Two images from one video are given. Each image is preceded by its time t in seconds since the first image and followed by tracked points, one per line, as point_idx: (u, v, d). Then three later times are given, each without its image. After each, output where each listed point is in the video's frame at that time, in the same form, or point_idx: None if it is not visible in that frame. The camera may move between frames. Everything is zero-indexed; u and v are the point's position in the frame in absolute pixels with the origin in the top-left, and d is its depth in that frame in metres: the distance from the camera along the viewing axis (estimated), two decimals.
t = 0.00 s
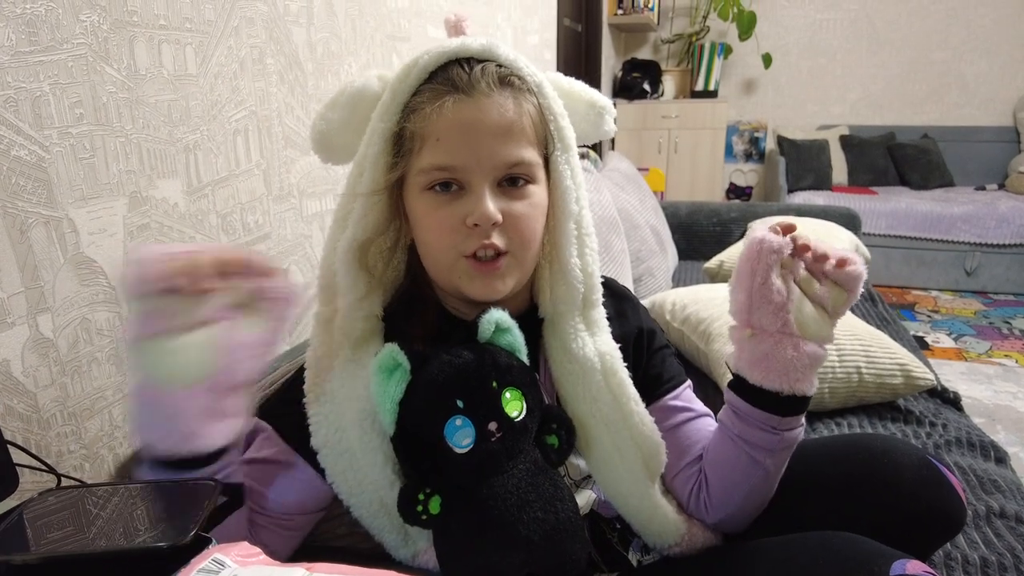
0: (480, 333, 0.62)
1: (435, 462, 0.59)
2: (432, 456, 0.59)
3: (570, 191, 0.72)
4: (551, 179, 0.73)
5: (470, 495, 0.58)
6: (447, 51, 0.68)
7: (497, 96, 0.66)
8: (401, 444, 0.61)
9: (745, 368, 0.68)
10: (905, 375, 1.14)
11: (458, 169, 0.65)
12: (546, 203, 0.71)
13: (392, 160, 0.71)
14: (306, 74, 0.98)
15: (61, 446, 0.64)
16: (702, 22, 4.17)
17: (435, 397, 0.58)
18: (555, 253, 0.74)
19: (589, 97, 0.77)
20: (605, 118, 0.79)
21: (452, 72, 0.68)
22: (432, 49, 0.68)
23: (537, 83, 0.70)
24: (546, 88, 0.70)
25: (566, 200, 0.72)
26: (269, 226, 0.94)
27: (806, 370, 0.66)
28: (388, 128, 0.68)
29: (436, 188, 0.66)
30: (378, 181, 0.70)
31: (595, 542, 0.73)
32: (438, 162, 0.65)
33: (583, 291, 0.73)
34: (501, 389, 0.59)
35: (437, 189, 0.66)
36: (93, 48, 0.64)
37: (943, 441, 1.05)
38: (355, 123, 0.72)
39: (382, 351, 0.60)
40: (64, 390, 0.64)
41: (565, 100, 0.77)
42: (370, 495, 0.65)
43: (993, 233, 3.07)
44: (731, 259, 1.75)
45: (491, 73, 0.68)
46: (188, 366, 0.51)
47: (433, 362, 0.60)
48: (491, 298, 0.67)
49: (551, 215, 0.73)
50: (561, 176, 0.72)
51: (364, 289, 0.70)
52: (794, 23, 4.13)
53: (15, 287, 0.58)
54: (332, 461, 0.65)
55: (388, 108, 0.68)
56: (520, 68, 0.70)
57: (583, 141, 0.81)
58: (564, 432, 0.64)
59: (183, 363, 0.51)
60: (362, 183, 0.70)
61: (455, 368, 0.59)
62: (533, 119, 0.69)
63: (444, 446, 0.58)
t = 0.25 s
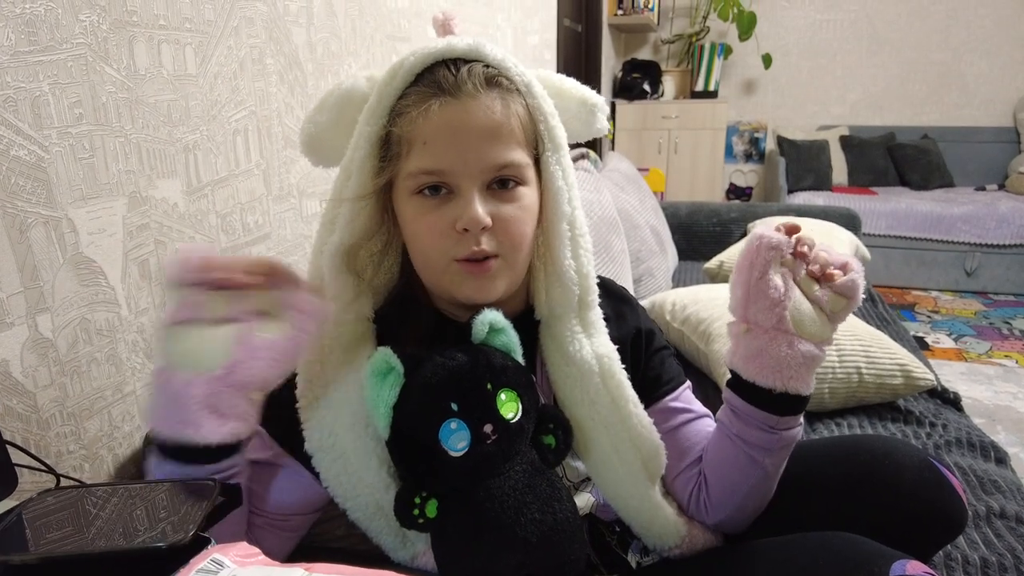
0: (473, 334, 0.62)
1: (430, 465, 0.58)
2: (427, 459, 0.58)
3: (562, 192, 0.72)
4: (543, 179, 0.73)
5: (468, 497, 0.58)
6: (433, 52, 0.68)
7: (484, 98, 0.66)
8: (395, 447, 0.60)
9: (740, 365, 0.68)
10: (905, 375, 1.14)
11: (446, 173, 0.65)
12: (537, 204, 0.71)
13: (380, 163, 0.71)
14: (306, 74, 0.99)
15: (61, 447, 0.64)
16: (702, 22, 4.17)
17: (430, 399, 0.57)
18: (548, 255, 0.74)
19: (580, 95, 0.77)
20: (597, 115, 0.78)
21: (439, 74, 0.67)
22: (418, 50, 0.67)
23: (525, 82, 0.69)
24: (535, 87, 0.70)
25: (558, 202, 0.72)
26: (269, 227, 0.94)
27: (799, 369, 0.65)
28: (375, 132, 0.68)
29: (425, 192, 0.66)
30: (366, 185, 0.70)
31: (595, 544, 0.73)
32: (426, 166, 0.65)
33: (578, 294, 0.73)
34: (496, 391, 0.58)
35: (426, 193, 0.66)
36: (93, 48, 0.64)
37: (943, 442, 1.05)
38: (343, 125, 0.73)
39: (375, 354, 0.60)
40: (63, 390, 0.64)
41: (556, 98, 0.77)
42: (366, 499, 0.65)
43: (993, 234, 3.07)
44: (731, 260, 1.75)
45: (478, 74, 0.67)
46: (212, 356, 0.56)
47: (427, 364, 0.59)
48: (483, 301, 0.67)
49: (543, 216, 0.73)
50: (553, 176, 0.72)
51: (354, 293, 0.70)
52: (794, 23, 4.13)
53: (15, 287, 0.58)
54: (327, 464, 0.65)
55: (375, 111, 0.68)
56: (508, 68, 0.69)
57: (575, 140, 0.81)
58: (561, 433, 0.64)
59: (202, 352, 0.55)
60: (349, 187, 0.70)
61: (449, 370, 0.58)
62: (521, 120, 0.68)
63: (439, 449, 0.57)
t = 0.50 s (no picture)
0: (477, 334, 0.62)
1: (433, 465, 0.58)
2: (429, 459, 0.58)
3: (566, 191, 0.72)
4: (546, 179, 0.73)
5: (470, 497, 0.57)
6: (436, 52, 0.68)
7: (488, 98, 0.66)
8: (397, 447, 0.60)
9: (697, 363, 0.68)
10: (907, 376, 1.14)
11: (451, 173, 0.65)
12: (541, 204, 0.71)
13: (384, 164, 0.71)
14: (306, 75, 0.98)
15: (61, 448, 0.64)
16: (702, 23, 4.17)
17: (433, 399, 0.57)
18: (550, 255, 0.74)
19: (584, 95, 0.77)
20: (600, 115, 0.78)
21: (442, 74, 0.67)
22: (421, 50, 0.68)
23: (529, 82, 0.69)
24: (539, 87, 0.70)
25: (561, 202, 0.72)
26: (269, 228, 0.93)
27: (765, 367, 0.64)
28: (379, 132, 0.68)
29: (429, 193, 0.66)
30: (369, 185, 0.70)
31: (597, 544, 0.73)
32: (430, 167, 0.65)
33: (579, 294, 0.73)
34: (499, 391, 0.59)
35: (431, 194, 0.66)
36: (93, 48, 0.64)
37: (944, 443, 1.05)
38: (347, 124, 0.72)
39: (379, 354, 0.61)
40: (64, 391, 0.64)
41: (560, 98, 0.77)
42: (369, 500, 0.65)
43: (993, 234, 3.07)
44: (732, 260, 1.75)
45: (481, 74, 0.67)
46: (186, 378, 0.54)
47: (430, 364, 0.59)
48: (488, 300, 0.67)
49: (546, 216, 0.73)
50: (556, 176, 0.71)
51: (359, 293, 0.70)
52: (794, 24, 4.13)
53: (15, 288, 0.58)
54: (331, 464, 0.65)
55: (378, 111, 0.68)
56: (512, 68, 0.69)
57: (579, 139, 0.81)
58: (564, 433, 0.64)
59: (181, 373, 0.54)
60: (354, 187, 0.69)
61: (452, 370, 0.58)
62: (525, 120, 0.68)
63: (442, 449, 0.57)
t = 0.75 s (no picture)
0: (478, 335, 0.62)
1: (434, 466, 0.58)
2: (430, 460, 0.58)
3: (573, 193, 0.72)
4: (554, 179, 0.73)
5: (472, 497, 0.58)
6: (443, 53, 0.68)
7: (496, 98, 0.66)
8: (399, 448, 0.60)
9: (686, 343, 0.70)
10: (908, 377, 1.14)
11: (458, 173, 0.64)
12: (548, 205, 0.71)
13: (391, 165, 0.70)
14: (308, 76, 0.98)
15: (63, 448, 0.64)
16: (703, 23, 4.17)
17: (434, 400, 0.57)
18: (558, 257, 0.74)
19: (592, 95, 0.77)
20: (608, 116, 0.78)
21: (450, 75, 0.67)
22: (429, 50, 0.68)
23: (537, 83, 0.69)
24: (546, 88, 0.70)
25: (568, 205, 0.72)
26: (271, 228, 0.93)
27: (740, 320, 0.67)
28: (386, 133, 0.68)
29: (437, 194, 0.66)
30: (376, 186, 0.70)
31: (600, 545, 0.72)
32: (438, 168, 0.65)
33: (583, 295, 0.73)
34: (500, 393, 0.59)
35: (438, 195, 0.66)
36: (96, 49, 0.64)
37: (946, 444, 1.04)
38: (353, 125, 0.72)
39: (379, 356, 0.60)
40: (66, 391, 0.64)
41: (567, 98, 0.77)
42: (370, 499, 0.65)
43: (995, 235, 3.07)
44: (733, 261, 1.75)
45: (489, 75, 0.67)
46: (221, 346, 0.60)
47: (431, 365, 0.59)
48: (494, 302, 0.67)
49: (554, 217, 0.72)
50: (565, 177, 0.72)
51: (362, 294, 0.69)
52: (795, 24, 4.13)
53: (17, 288, 0.58)
54: (331, 462, 0.65)
55: (386, 112, 0.68)
56: (520, 69, 0.69)
57: (586, 139, 0.81)
58: (566, 435, 0.63)
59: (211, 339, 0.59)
60: (360, 188, 0.69)
61: (453, 371, 0.58)
62: (533, 121, 0.68)
63: (443, 450, 0.57)
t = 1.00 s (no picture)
0: (481, 334, 0.61)
1: (436, 465, 0.59)
2: (431, 459, 0.59)
3: (568, 197, 0.72)
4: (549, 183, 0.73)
5: (474, 496, 0.58)
6: (443, 53, 0.68)
7: (496, 100, 0.66)
8: (401, 447, 0.61)
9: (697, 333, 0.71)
10: (910, 377, 1.14)
11: (458, 174, 0.64)
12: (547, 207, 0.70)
13: (391, 165, 0.71)
14: (310, 76, 0.98)
15: (65, 448, 0.64)
16: (704, 24, 4.17)
17: (435, 400, 0.58)
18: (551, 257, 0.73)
19: (591, 97, 0.77)
20: (606, 117, 0.78)
21: (450, 75, 0.67)
22: (429, 51, 0.68)
23: (536, 84, 0.70)
24: (546, 89, 0.70)
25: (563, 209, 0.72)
26: (272, 228, 0.93)
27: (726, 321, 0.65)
28: (386, 134, 0.69)
29: (435, 195, 0.66)
30: (380, 186, 0.71)
31: (601, 542, 0.71)
32: (437, 169, 0.65)
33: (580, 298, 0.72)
34: (503, 392, 0.59)
35: (437, 196, 0.66)
36: (97, 49, 0.64)
37: (948, 444, 1.04)
38: (350, 125, 0.72)
39: (384, 354, 0.61)
40: (67, 391, 0.64)
41: (566, 100, 0.77)
42: (371, 502, 0.64)
43: (997, 235, 3.06)
44: (734, 261, 1.74)
45: (489, 76, 0.67)
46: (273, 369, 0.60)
47: (434, 364, 0.60)
48: (493, 301, 0.67)
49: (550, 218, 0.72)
50: (560, 180, 0.72)
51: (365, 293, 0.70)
52: (796, 24, 4.13)
53: (18, 288, 0.58)
54: (335, 466, 0.64)
55: (385, 112, 0.68)
56: (520, 70, 0.69)
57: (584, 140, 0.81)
58: (569, 434, 0.62)
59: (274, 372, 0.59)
60: (364, 189, 0.70)
61: (455, 369, 0.58)
62: (533, 122, 0.68)
63: (446, 449, 0.57)
